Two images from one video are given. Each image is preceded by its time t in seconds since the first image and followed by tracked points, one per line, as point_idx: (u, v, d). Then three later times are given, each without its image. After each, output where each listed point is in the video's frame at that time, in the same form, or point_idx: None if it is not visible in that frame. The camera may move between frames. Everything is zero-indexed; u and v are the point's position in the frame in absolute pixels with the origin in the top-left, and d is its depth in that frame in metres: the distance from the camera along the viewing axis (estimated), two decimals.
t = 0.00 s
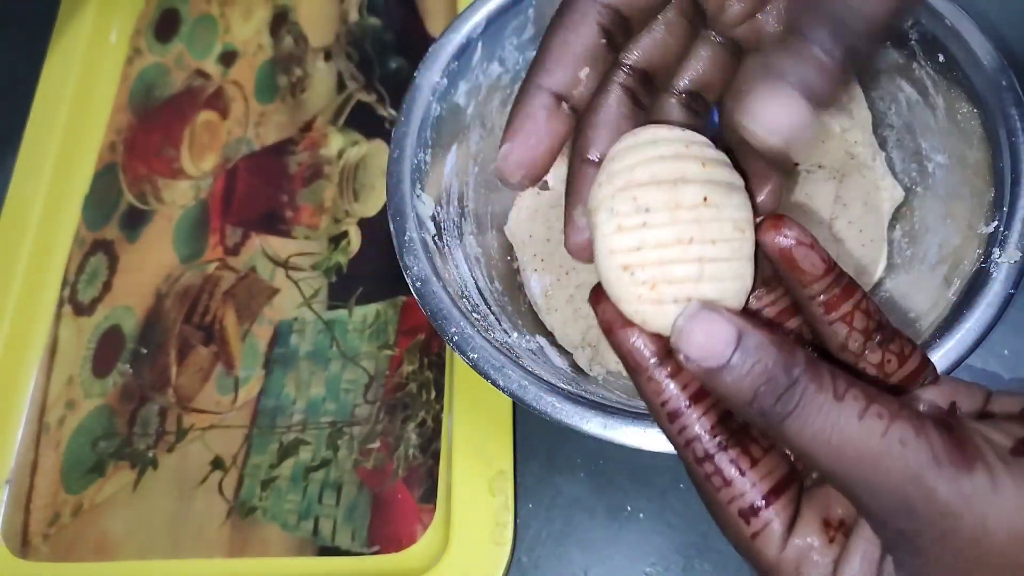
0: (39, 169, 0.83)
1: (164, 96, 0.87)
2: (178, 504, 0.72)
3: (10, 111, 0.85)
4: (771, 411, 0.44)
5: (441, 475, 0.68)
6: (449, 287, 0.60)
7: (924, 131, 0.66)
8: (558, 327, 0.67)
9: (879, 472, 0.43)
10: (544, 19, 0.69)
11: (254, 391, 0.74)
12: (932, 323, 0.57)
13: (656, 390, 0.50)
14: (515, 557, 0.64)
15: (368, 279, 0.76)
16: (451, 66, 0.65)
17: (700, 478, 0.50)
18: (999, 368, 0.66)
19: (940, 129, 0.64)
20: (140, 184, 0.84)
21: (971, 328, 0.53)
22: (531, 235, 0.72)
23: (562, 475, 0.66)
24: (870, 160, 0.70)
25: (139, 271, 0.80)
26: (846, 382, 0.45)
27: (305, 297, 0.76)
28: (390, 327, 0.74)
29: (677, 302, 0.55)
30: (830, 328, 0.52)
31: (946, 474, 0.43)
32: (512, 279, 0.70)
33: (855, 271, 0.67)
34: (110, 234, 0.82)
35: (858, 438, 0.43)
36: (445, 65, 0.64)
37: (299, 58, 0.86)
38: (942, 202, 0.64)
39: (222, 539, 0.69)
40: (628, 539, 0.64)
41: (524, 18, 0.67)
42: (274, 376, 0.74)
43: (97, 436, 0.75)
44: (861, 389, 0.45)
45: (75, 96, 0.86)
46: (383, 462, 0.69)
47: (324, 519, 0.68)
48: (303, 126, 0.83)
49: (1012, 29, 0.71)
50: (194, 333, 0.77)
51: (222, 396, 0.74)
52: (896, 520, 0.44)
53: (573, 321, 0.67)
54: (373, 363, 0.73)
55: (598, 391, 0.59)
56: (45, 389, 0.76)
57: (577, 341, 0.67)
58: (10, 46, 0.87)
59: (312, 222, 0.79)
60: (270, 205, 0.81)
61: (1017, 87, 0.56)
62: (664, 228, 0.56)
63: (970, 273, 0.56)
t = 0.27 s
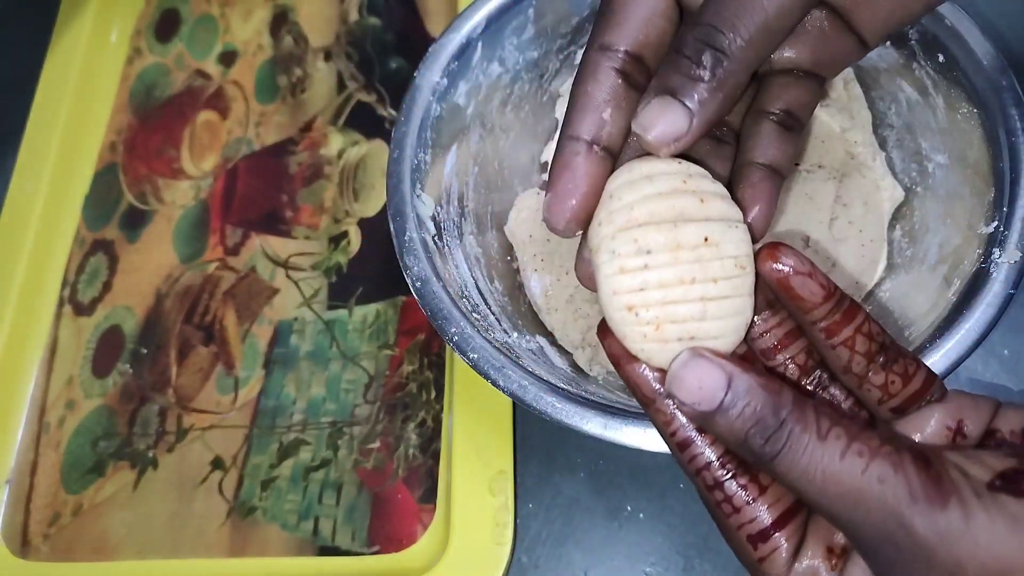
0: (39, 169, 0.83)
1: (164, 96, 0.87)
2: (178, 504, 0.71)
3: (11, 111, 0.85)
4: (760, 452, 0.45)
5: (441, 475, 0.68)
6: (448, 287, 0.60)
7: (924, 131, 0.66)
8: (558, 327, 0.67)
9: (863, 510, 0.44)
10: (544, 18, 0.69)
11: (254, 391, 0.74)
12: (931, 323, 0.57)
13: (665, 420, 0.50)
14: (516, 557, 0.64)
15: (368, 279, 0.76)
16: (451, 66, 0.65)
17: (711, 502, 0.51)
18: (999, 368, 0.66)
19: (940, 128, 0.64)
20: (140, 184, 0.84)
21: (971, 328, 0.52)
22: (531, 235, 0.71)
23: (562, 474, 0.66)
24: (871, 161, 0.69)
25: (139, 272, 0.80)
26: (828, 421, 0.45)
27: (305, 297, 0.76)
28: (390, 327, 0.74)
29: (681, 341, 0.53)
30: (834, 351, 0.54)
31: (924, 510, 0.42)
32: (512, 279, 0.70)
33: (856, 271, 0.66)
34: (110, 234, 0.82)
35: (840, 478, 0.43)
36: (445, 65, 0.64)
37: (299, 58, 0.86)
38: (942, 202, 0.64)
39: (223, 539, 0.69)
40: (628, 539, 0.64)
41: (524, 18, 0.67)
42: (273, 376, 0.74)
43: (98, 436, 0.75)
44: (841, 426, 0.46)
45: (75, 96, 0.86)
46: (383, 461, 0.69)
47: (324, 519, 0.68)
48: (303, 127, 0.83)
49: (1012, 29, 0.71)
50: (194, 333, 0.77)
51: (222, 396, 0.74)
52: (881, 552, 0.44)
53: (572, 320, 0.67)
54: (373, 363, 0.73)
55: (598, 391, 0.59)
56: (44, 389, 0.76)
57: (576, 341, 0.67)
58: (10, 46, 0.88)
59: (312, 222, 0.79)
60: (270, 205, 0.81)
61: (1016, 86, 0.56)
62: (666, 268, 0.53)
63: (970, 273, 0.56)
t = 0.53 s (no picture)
0: (41, 170, 0.83)
1: (166, 97, 0.87)
2: (180, 503, 0.72)
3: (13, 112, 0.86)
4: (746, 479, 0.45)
5: (441, 474, 0.68)
6: (449, 287, 0.60)
7: (922, 132, 0.66)
8: (558, 326, 0.68)
9: (860, 527, 0.43)
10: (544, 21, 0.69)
11: (255, 390, 0.74)
12: (927, 324, 0.57)
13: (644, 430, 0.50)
14: (515, 556, 0.65)
15: (369, 279, 0.77)
16: (451, 67, 0.65)
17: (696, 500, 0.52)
18: (996, 367, 0.66)
19: (938, 129, 0.64)
20: (142, 185, 0.84)
21: (968, 327, 0.53)
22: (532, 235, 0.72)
23: (562, 473, 0.67)
24: (869, 161, 0.70)
25: (140, 272, 0.80)
26: (810, 447, 0.45)
27: (306, 297, 0.77)
28: (390, 327, 0.74)
29: (641, 339, 0.56)
30: (811, 350, 0.54)
31: (923, 526, 0.42)
32: (512, 278, 0.71)
33: (853, 270, 0.68)
34: (112, 234, 0.82)
35: (820, 505, 0.44)
36: (445, 66, 0.64)
37: (301, 59, 0.86)
38: (939, 202, 0.64)
39: (224, 538, 0.70)
40: (627, 538, 0.65)
41: (524, 19, 0.68)
42: (275, 375, 0.74)
43: (100, 435, 0.75)
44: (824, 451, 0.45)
45: (77, 97, 0.86)
46: (384, 460, 0.69)
47: (325, 518, 0.68)
48: (304, 127, 0.84)
49: (1011, 31, 0.72)
50: (196, 333, 0.77)
51: (224, 396, 0.74)
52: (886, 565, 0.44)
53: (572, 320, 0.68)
54: (374, 362, 0.73)
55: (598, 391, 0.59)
56: (47, 389, 0.77)
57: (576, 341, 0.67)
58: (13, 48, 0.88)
59: (313, 223, 0.80)
60: (272, 205, 0.81)
61: (1016, 88, 0.56)
62: (619, 272, 0.58)
63: (968, 273, 0.56)
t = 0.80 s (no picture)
0: (41, 170, 0.83)
1: (166, 97, 0.87)
2: (180, 503, 0.72)
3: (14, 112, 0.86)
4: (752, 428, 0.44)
5: (441, 473, 0.68)
6: (449, 287, 0.60)
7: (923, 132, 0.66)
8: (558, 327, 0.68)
9: (857, 470, 0.42)
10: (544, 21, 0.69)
11: (255, 390, 0.74)
12: (927, 324, 0.57)
13: (601, 407, 0.51)
14: (515, 555, 0.65)
15: (369, 279, 0.77)
16: (451, 67, 0.65)
17: (659, 479, 0.48)
18: (997, 367, 0.66)
19: (939, 129, 0.64)
20: (142, 185, 0.84)
21: (969, 327, 0.53)
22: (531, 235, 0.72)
23: (562, 473, 0.67)
24: (869, 161, 0.69)
25: (140, 272, 0.80)
26: (833, 389, 0.44)
27: (306, 297, 0.77)
28: (390, 327, 0.74)
29: (582, 316, 0.56)
30: (795, 330, 0.54)
31: (949, 470, 0.40)
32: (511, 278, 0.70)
33: (854, 271, 0.67)
34: (112, 234, 0.82)
35: (841, 439, 0.42)
36: (445, 66, 0.64)
37: (301, 60, 0.86)
38: (940, 203, 0.64)
39: (225, 538, 0.70)
40: (627, 537, 0.65)
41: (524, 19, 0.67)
42: (275, 375, 0.74)
43: (99, 435, 0.75)
44: (851, 392, 0.44)
45: (77, 97, 0.86)
46: (384, 460, 0.69)
47: (325, 517, 0.68)
48: (304, 127, 0.84)
49: (1011, 32, 0.72)
50: (196, 332, 0.77)
51: (224, 396, 0.74)
52: (880, 510, 0.42)
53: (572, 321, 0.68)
54: (374, 362, 0.73)
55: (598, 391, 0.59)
56: (47, 389, 0.77)
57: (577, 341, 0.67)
58: (13, 49, 0.88)
59: (313, 223, 0.80)
60: (271, 205, 0.81)
61: (1016, 88, 0.56)
62: (598, 246, 0.55)
63: (968, 273, 0.57)
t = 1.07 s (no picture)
0: (41, 170, 0.83)
1: (165, 97, 0.87)
2: (179, 504, 0.72)
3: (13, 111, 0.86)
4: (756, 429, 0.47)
5: (441, 474, 0.68)
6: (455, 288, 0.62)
7: (923, 131, 0.67)
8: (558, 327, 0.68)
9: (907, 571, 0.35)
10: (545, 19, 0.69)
11: (255, 391, 0.74)
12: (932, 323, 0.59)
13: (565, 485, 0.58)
14: (515, 556, 0.65)
15: (369, 279, 0.77)
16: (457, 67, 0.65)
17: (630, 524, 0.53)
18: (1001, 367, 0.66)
19: (939, 129, 0.65)
20: (141, 185, 0.84)
21: (970, 327, 0.53)
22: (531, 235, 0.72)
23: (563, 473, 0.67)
24: (870, 161, 0.68)
25: (139, 271, 0.80)
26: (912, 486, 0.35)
27: (305, 297, 0.77)
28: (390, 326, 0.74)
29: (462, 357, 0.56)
30: (772, 303, 0.59)
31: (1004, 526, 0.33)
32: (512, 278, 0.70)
33: (854, 272, 0.66)
34: (111, 234, 0.82)
35: (926, 560, 0.34)
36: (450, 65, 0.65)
37: (301, 59, 0.86)
38: (940, 203, 0.65)
39: (224, 539, 0.70)
40: (628, 538, 0.65)
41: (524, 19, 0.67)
42: (274, 375, 0.74)
43: (98, 436, 0.75)
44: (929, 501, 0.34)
45: (77, 97, 0.86)
46: (384, 461, 0.69)
47: (325, 518, 0.68)
48: (303, 127, 0.84)
49: (1013, 32, 0.71)
50: (195, 332, 0.77)
51: (223, 396, 0.74)
52: None
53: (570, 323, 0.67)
54: (373, 362, 0.73)
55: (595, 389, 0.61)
56: (46, 389, 0.76)
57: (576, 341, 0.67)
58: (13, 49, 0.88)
59: (312, 223, 0.80)
60: (271, 205, 0.81)
61: (1015, 86, 0.56)
62: (486, 316, 0.53)
63: (970, 272, 0.57)
